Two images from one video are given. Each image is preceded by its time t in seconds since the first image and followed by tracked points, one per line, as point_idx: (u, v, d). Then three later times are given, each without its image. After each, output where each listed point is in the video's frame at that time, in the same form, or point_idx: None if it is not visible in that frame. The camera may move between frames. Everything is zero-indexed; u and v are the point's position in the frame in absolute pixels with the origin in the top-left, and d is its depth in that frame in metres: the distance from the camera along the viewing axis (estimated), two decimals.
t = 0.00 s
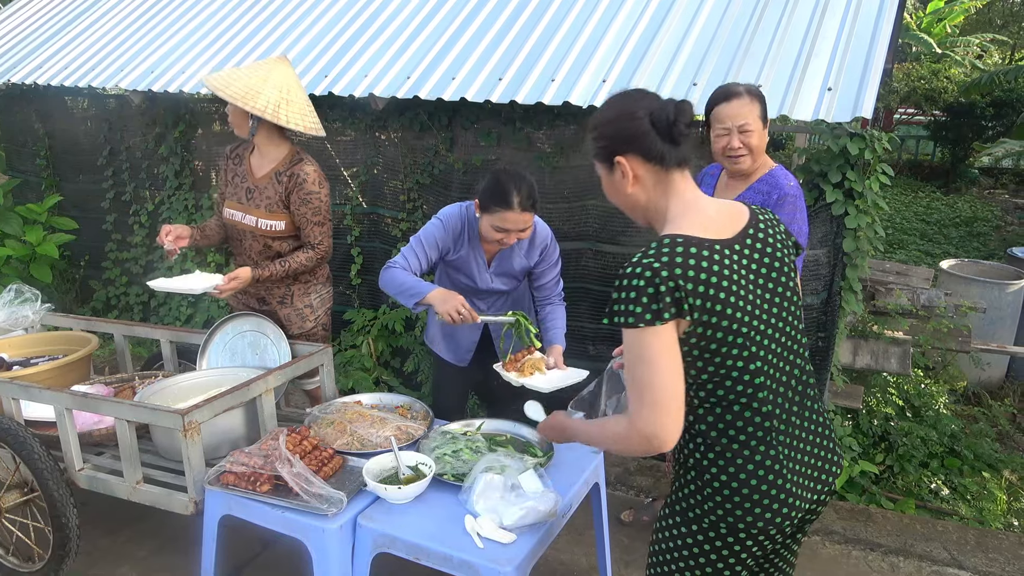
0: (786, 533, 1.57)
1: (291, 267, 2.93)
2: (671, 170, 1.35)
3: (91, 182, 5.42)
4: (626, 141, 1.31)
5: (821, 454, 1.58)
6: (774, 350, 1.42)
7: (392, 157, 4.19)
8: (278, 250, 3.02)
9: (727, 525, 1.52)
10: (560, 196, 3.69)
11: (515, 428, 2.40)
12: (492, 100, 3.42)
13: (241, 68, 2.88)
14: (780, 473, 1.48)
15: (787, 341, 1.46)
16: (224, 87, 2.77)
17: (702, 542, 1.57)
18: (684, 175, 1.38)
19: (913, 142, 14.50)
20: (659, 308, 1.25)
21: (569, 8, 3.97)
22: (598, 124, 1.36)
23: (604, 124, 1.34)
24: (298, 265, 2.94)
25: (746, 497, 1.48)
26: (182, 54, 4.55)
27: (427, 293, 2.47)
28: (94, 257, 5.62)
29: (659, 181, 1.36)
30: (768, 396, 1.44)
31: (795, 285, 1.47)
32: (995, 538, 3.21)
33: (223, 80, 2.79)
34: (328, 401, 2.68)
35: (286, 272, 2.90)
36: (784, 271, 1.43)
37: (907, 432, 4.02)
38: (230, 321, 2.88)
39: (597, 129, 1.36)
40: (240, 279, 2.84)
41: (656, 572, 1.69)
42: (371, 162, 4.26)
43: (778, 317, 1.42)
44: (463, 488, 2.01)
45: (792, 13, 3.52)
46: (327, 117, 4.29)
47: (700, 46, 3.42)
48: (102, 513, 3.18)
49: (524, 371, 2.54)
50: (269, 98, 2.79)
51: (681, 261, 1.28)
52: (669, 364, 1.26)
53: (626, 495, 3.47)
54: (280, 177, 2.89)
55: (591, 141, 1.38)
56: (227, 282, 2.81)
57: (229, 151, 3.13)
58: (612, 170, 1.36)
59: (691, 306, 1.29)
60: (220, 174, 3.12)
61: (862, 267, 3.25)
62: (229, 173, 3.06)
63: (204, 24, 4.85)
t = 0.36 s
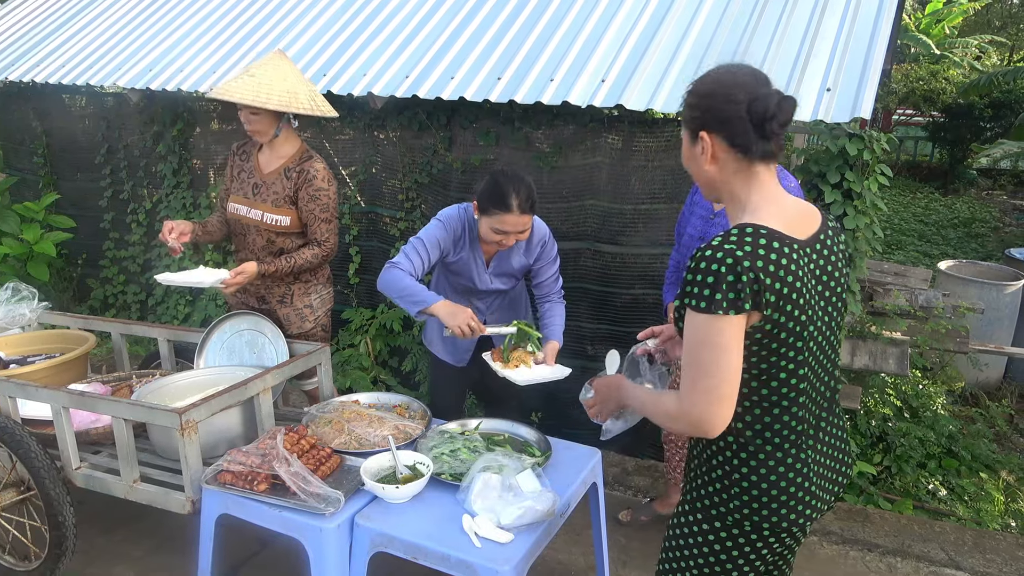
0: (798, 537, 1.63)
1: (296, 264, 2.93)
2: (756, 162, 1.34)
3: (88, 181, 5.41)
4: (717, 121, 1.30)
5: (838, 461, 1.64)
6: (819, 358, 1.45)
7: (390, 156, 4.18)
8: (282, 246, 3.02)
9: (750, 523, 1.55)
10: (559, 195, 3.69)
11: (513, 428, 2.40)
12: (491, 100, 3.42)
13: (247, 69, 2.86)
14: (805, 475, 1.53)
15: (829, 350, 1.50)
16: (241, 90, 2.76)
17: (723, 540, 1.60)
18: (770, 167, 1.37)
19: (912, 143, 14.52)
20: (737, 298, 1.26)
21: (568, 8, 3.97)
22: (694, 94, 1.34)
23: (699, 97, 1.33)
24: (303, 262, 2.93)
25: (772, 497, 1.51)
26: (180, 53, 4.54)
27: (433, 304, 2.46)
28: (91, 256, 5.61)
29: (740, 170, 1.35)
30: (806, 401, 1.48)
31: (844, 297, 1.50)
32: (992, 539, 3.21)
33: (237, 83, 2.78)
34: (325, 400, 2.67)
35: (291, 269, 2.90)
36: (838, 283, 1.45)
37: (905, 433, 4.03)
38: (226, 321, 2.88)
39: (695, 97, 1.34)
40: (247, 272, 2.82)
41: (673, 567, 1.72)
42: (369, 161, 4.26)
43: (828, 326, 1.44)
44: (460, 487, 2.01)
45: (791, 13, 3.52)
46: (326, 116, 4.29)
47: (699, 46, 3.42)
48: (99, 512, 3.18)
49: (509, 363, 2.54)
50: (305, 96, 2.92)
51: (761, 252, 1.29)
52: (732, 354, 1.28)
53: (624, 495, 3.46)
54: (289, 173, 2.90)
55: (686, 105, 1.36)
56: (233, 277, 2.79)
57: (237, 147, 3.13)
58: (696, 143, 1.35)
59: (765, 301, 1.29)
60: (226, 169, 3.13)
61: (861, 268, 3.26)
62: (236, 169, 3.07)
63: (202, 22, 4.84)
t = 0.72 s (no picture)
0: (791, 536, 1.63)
1: (299, 262, 2.91)
2: (805, 163, 1.34)
3: (86, 181, 5.41)
4: (773, 117, 1.30)
5: (840, 463, 1.63)
6: (833, 361, 1.46)
7: (388, 156, 4.18)
8: (283, 246, 3.02)
9: (744, 514, 1.56)
10: (557, 194, 3.69)
11: (512, 427, 2.40)
12: (489, 99, 3.42)
13: (251, 73, 2.84)
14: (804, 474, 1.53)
15: (845, 354, 1.50)
16: (260, 91, 2.76)
17: (716, 531, 1.61)
18: (818, 168, 1.37)
19: (909, 141, 14.53)
20: (763, 292, 1.27)
21: (565, 7, 3.97)
22: (752, 83, 1.33)
23: (757, 88, 1.32)
24: (307, 261, 2.93)
25: (767, 490, 1.52)
26: (177, 53, 4.54)
27: (449, 297, 2.44)
28: (89, 256, 5.60)
29: (787, 167, 1.35)
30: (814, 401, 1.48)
31: (866, 305, 1.50)
32: (991, 537, 3.21)
33: (252, 87, 2.77)
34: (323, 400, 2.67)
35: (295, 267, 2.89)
36: (862, 290, 1.45)
37: (903, 431, 4.03)
38: (224, 321, 2.88)
39: (754, 86, 1.32)
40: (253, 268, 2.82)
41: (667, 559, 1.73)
42: (367, 161, 4.25)
43: (845, 330, 1.45)
44: (459, 487, 2.01)
45: (788, 12, 3.52)
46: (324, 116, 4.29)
47: (697, 45, 3.42)
48: (97, 512, 3.17)
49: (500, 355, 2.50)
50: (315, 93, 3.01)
51: (792, 249, 1.30)
52: (753, 348, 1.30)
53: (623, 494, 3.47)
54: (292, 172, 2.91)
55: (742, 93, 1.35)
56: (236, 273, 2.77)
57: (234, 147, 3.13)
58: (746, 133, 1.35)
59: (791, 298, 1.30)
60: (224, 168, 3.12)
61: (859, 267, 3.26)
62: (234, 169, 3.07)
63: (199, 22, 4.83)
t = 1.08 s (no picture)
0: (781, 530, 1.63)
1: (315, 267, 2.96)
2: (806, 157, 1.38)
3: (85, 182, 5.41)
4: (789, 114, 1.31)
5: (833, 459, 1.63)
6: (826, 354, 1.47)
7: (387, 156, 4.17)
8: (285, 250, 3.03)
9: (738, 508, 1.56)
10: (556, 194, 3.69)
11: (511, 427, 2.40)
12: (487, 99, 3.42)
13: (265, 79, 2.82)
14: (797, 468, 1.52)
15: (836, 347, 1.52)
16: (287, 97, 2.80)
17: (708, 523, 1.60)
18: (810, 161, 1.41)
19: (908, 140, 14.53)
20: (766, 279, 1.28)
21: (563, 7, 3.97)
22: (755, 81, 1.33)
23: (767, 86, 1.31)
24: (322, 264, 2.98)
25: (762, 484, 1.52)
26: (176, 54, 4.53)
27: (441, 298, 2.43)
28: (88, 257, 5.60)
29: (788, 162, 1.38)
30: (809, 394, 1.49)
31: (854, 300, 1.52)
32: (991, 535, 3.21)
33: (280, 92, 2.80)
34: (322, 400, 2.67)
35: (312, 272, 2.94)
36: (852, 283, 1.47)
37: (903, 429, 4.05)
38: (223, 322, 2.87)
39: (758, 84, 1.32)
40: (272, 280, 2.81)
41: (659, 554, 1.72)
42: (366, 161, 4.25)
43: (836, 322, 1.47)
44: (458, 487, 2.01)
45: (787, 10, 3.53)
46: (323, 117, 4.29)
47: (695, 43, 3.42)
48: (97, 514, 3.17)
49: (500, 361, 2.51)
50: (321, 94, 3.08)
51: (790, 238, 1.32)
52: (754, 337, 1.30)
53: (623, 494, 3.47)
54: (294, 175, 2.92)
55: (743, 90, 1.34)
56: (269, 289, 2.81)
57: (227, 149, 3.11)
58: (753, 132, 1.35)
59: (792, 287, 1.31)
60: (217, 170, 3.09)
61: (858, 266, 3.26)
62: (229, 171, 3.04)
63: (198, 23, 4.83)
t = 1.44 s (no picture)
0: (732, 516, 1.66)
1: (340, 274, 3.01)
2: (753, 155, 1.41)
3: (85, 181, 5.40)
4: (734, 114, 1.34)
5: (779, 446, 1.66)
6: (768, 352, 1.53)
7: (387, 156, 4.17)
8: (289, 254, 3.04)
9: (685, 494, 1.58)
10: (556, 194, 3.68)
11: (510, 426, 2.40)
12: (488, 98, 3.41)
13: (275, 85, 2.81)
14: (741, 454, 1.56)
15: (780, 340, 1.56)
16: (298, 104, 2.80)
17: (661, 512, 1.63)
18: (757, 160, 1.44)
19: (908, 140, 14.52)
20: (708, 290, 1.32)
21: (564, 6, 3.97)
22: (699, 81, 1.35)
23: (711, 86, 1.34)
24: (345, 270, 3.03)
25: (705, 469, 1.55)
26: (176, 53, 4.53)
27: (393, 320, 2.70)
28: (88, 257, 5.59)
29: (735, 161, 1.41)
30: (749, 387, 1.54)
31: (798, 296, 1.58)
32: (991, 535, 3.21)
33: (291, 99, 2.79)
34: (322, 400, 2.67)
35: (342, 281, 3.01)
36: (796, 280, 1.53)
37: (903, 429, 4.05)
38: (223, 321, 2.86)
39: (703, 84, 1.34)
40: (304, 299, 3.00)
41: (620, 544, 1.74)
42: (366, 160, 4.24)
43: (781, 321, 1.52)
44: (458, 487, 2.01)
45: (787, 11, 3.53)
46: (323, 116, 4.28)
47: (696, 42, 3.41)
48: (96, 513, 3.17)
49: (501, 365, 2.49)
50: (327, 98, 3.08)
51: (732, 246, 1.36)
52: (694, 343, 1.34)
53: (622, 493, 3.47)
54: (302, 180, 2.92)
55: (687, 90, 1.36)
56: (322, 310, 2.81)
57: (230, 150, 3.09)
58: (698, 133, 1.37)
59: (732, 294, 1.36)
60: (223, 171, 3.08)
61: (858, 266, 3.26)
62: (233, 173, 3.02)
63: (198, 22, 4.83)
